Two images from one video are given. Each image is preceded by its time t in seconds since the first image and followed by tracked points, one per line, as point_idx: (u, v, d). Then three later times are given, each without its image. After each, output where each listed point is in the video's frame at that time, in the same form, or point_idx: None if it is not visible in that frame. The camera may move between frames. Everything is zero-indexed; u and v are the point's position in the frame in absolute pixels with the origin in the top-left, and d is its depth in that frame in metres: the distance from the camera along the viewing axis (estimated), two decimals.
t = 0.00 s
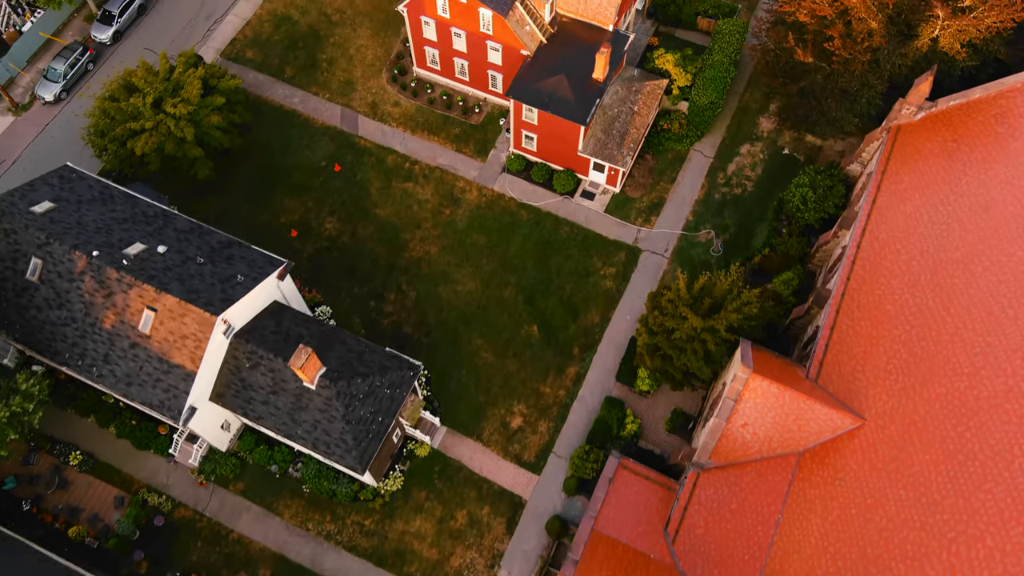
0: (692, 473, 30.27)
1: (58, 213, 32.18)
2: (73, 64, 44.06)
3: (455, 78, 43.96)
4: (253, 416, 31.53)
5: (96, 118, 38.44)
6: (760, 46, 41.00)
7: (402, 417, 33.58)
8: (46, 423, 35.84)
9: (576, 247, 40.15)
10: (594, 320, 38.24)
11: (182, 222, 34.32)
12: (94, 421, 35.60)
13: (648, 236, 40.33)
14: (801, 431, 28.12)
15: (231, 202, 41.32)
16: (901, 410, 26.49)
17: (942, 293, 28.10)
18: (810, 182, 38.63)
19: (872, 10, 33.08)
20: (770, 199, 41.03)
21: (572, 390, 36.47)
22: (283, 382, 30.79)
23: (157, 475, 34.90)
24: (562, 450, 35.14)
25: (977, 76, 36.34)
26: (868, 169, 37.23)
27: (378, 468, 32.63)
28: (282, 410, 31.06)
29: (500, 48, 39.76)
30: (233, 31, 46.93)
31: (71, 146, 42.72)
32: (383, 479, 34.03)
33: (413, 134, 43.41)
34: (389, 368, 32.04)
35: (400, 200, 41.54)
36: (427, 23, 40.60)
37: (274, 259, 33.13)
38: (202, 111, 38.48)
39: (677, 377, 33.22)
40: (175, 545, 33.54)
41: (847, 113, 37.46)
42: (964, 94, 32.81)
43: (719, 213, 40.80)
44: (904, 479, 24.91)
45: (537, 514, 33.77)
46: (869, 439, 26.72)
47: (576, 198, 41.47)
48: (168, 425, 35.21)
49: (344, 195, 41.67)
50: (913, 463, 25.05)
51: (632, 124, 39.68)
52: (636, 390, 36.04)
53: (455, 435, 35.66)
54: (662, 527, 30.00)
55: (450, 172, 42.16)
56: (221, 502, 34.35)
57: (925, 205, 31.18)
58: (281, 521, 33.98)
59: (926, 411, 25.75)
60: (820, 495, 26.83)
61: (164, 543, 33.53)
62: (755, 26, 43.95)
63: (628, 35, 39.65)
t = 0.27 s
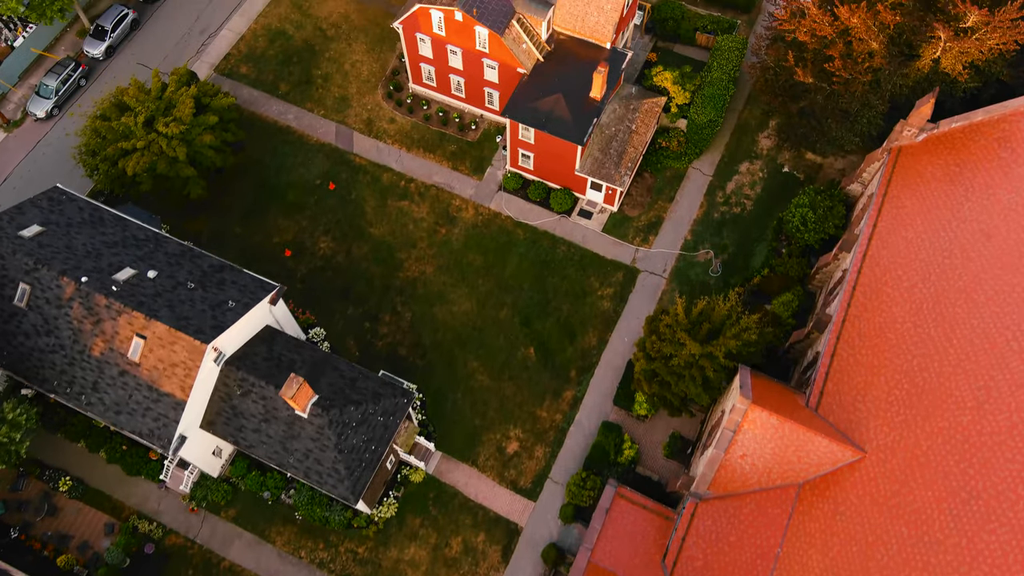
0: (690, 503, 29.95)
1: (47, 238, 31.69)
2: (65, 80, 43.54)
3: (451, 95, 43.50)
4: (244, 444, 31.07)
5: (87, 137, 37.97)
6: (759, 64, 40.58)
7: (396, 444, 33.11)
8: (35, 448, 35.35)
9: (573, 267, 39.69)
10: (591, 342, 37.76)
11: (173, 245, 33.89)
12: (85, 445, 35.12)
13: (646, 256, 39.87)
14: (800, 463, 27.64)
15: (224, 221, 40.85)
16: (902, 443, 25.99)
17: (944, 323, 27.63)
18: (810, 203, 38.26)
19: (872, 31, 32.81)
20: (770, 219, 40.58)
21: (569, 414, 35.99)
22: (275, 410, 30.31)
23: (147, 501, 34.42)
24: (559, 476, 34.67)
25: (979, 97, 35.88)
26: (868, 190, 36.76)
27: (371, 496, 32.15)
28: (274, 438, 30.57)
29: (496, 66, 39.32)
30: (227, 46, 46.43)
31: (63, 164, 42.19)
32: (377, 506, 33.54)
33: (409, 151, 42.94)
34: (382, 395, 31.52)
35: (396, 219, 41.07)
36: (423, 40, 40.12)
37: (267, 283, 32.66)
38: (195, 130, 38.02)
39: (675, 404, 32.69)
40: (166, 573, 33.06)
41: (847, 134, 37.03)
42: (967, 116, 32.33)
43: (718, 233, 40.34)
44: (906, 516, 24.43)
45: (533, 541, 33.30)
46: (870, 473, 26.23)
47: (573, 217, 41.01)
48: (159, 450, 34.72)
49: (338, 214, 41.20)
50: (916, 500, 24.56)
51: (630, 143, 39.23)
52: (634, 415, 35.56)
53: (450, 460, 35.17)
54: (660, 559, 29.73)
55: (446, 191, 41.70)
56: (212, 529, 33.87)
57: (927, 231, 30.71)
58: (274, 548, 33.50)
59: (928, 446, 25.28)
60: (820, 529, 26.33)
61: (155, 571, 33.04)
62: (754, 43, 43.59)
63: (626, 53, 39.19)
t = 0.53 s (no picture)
0: (687, 533, 29.48)
1: (36, 262, 31.19)
2: (57, 96, 43.07)
3: (447, 111, 43.04)
4: (235, 473, 30.61)
5: (78, 156, 37.48)
6: (758, 81, 40.15)
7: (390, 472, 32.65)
8: (24, 473, 34.87)
9: (570, 287, 39.21)
10: (589, 364, 37.28)
11: (164, 269, 33.54)
12: (75, 471, 34.66)
13: (644, 276, 39.39)
14: (800, 495, 27.15)
15: (217, 240, 40.38)
16: (904, 478, 25.51)
17: (946, 353, 27.15)
18: (810, 224, 37.73)
19: (872, 52, 32.38)
20: (769, 238, 40.08)
21: (566, 439, 35.52)
22: (266, 439, 29.82)
23: (137, 528, 33.94)
24: (556, 502, 34.19)
25: (982, 117, 35.40)
26: (869, 211, 36.28)
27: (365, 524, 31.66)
28: (266, 467, 30.08)
29: (492, 84, 38.85)
30: (221, 61, 45.98)
31: (54, 181, 41.72)
32: (371, 534, 33.06)
33: (404, 169, 42.46)
34: (376, 423, 31.05)
35: (391, 238, 40.59)
36: (418, 57, 39.64)
37: (259, 309, 32.21)
38: (187, 150, 37.56)
39: (673, 431, 32.17)
40: None
41: (848, 154, 36.57)
42: (968, 139, 31.84)
43: (717, 252, 39.87)
44: (908, 555, 23.99)
45: (529, 569, 32.83)
46: (871, 508, 25.75)
47: (570, 236, 40.53)
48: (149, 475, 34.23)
49: (333, 233, 40.73)
50: (918, 538, 24.11)
51: (627, 162, 38.74)
52: (631, 440, 35.08)
53: (445, 486, 34.69)
54: None
55: (442, 209, 41.23)
56: (203, 556, 33.38)
57: (929, 256, 30.21)
58: None
59: (931, 481, 24.83)
60: (820, 565, 25.85)
61: None
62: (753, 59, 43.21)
63: (624, 71, 38.80)
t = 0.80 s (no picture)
0: (687, 563, 28.59)
1: (24, 288, 30.68)
2: (49, 113, 42.58)
3: (443, 129, 42.59)
4: (226, 503, 30.09)
5: (69, 176, 36.94)
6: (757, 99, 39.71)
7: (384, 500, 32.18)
8: (13, 499, 34.37)
9: (568, 308, 38.73)
10: (586, 387, 36.79)
11: (154, 294, 33.09)
12: (64, 497, 34.16)
13: (642, 296, 38.92)
14: (800, 529, 26.67)
15: (210, 260, 39.88)
16: (907, 514, 25.03)
17: (950, 385, 26.67)
18: (810, 244, 37.17)
19: (873, 74, 31.93)
20: (769, 258, 39.59)
21: (562, 464, 35.04)
22: (258, 469, 29.35)
23: (127, 556, 33.44)
24: (552, 529, 33.72)
25: (984, 140, 34.96)
26: (870, 232, 35.78)
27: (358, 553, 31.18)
28: (257, 498, 29.60)
29: (488, 102, 38.38)
30: (215, 76, 45.52)
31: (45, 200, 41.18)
32: (364, 562, 32.59)
33: (400, 187, 41.98)
34: (368, 451, 30.67)
35: (386, 257, 40.12)
36: (413, 75, 39.14)
37: (251, 334, 31.74)
38: (179, 170, 37.09)
39: (672, 458, 31.66)
40: None
41: (849, 175, 36.08)
42: (971, 162, 31.37)
43: (716, 273, 39.40)
44: None
45: None
46: (873, 544, 25.28)
47: (568, 255, 40.07)
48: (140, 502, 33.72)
49: (327, 252, 40.26)
50: None
51: (625, 182, 38.25)
52: (629, 465, 34.62)
53: (440, 512, 34.21)
54: None
55: (438, 228, 40.76)
56: None
57: (931, 283, 29.69)
58: None
59: (934, 518, 24.41)
60: None
61: None
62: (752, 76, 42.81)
63: (621, 90, 38.35)
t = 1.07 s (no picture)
0: None
1: (12, 314, 30.20)
2: (40, 130, 42.08)
3: (439, 146, 42.13)
4: (216, 534, 29.50)
5: (59, 197, 36.40)
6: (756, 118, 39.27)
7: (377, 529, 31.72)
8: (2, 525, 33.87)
9: (565, 329, 38.25)
10: (583, 411, 36.31)
11: (144, 319, 32.60)
12: (53, 524, 33.62)
13: (640, 317, 38.44)
14: (800, 564, 26.16)
15: (203, 281, 39.39)
16: (909, 551, 24.56)
17: (953, 418, 26.20)
18: (810, 266, 36.72)
19: (874, 96, 31.45)
20: (769, 278, 39.10)
21: (559, 490, 34.55)
22: (248, 499, 28.84)
23: None
24: (548, 557, 33.22)
25: (986, 162, 34.50)
26: (871, 254, 35.30)
27: None
28: (248, 529, 29.05)
29: (484, 121, 37.91)
30: (208, 92, 45.02)
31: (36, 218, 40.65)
32: None
33: (395, 205, 41.50)
34: (361, 481, 30.18)
35: (381, 277, 39.64)
36: (409, 93, 38.62)
37: (242, 361, 31.29)
38: (171, 191, 36.62)
39: (669, 487, 31.13)
40: None
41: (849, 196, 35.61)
42: (974, 187, 30.85)
43: (714, 293, 38.91)
44: None
45: None
46: None
47: (565, 275, 39.60)
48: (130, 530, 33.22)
49: (321, 272, 39.78)
50: None
51: (623, 202, 37.75)
52: (626, 491, 34.14)
53: (434, 539, 33.72)
54: None
55: (434, 248, 40.28)
56: None
57: (934, 311, 29.20)
58: None
59: (937, 557, 24.00)
60: None
61: None
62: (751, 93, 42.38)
63: (619, 108, 37.95)
